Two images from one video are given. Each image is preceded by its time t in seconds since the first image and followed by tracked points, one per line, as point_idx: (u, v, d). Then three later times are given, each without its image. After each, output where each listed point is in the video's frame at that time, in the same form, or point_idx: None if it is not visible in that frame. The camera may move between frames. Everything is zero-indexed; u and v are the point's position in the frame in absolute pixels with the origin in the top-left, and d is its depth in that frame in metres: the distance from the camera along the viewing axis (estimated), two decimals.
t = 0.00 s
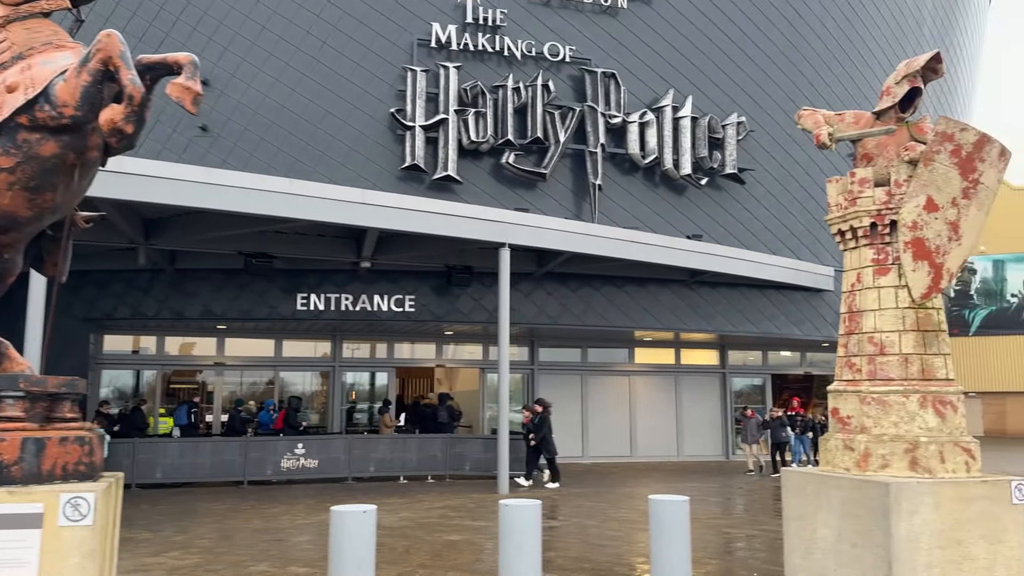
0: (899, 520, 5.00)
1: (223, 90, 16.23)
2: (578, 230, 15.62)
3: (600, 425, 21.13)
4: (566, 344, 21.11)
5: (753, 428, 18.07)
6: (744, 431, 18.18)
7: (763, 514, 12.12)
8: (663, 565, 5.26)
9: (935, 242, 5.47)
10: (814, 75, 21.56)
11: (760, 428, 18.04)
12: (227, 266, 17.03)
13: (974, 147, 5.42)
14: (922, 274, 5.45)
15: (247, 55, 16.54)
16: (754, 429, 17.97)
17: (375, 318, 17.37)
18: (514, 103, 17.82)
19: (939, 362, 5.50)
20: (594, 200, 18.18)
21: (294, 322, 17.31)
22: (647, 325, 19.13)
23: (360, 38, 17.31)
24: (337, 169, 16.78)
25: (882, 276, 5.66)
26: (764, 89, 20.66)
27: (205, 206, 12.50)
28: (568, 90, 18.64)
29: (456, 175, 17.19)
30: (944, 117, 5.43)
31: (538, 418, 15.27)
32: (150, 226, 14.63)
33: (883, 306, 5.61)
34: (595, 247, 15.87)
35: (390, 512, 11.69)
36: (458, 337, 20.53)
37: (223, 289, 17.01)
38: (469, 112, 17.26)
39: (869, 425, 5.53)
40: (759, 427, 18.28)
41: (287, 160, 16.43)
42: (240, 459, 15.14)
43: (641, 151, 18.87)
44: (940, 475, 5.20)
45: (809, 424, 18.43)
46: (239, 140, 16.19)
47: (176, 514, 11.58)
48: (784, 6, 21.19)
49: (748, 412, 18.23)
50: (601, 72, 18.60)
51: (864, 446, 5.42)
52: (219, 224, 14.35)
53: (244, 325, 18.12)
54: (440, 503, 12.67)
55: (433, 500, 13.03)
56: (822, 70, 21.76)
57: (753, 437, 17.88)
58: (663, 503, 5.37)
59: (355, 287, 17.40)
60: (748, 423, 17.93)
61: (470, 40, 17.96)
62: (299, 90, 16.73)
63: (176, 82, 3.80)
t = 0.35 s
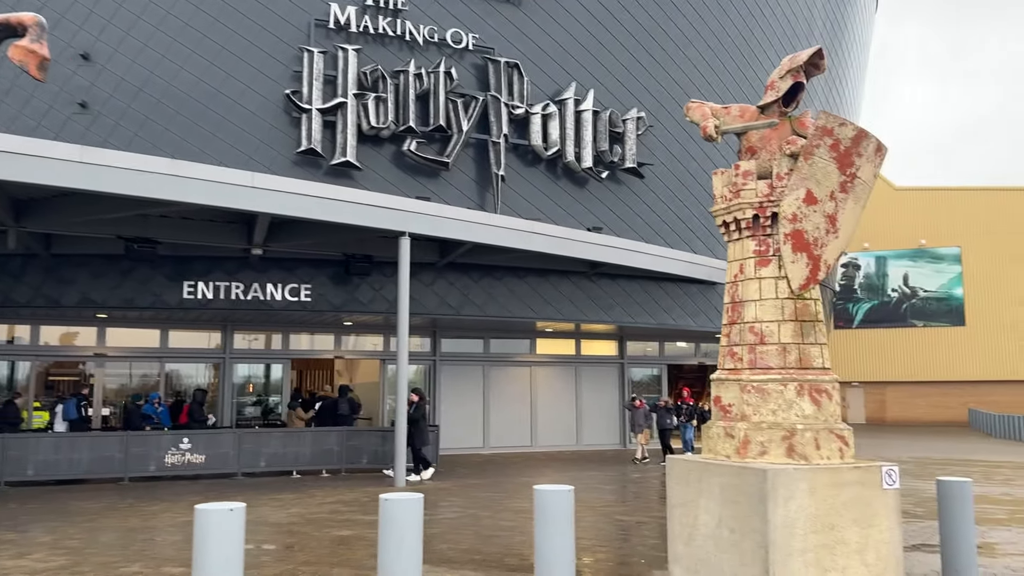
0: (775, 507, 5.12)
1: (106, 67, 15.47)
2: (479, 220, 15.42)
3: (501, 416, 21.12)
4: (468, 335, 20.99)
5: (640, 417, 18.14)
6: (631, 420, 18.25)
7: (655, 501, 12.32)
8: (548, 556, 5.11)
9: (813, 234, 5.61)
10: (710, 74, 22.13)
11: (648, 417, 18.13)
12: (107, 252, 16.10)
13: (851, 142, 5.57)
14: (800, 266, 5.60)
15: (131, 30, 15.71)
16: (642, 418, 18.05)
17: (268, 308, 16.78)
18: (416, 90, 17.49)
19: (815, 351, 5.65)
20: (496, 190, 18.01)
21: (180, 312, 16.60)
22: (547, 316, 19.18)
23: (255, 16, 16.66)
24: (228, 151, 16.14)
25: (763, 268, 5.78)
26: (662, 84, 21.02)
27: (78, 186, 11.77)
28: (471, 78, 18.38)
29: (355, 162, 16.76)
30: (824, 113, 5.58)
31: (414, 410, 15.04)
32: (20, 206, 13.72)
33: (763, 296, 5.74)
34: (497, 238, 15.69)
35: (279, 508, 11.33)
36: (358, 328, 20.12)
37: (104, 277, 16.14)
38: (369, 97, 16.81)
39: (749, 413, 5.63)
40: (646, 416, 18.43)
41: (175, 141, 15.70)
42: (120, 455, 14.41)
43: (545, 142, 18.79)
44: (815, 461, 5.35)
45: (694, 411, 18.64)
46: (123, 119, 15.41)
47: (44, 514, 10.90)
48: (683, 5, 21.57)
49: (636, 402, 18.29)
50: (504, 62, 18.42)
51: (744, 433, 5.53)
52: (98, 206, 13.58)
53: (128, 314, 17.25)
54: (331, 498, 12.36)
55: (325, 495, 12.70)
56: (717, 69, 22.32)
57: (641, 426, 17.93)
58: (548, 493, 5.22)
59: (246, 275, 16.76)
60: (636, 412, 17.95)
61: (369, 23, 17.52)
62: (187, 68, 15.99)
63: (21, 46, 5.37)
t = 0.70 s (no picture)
0: (697, 495, 5.07)
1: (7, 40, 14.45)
2: (406, 209, 15.09)
3: (429, 408, 20.84)
4: (395, 327, 20.66)
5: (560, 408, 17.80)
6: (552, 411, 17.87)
7: (581, 492, 12.30)
8: (465, 550, 4.92)
9: (737, 221, 5.63)
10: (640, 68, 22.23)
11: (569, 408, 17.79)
12: (11, 237, 15.26)
13: (774, 130, 5.61)
14: (725, 252, 5.59)
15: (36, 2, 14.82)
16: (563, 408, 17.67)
17: (184, 297, 16.19)
18: (341, 74, 17.04)
19: (738, 339, 5.64)
20: (425, 179, 17.68)
21: (90, 300, 15.81)
22: (475, 307, 18.92)
23: None
24: (142, 133, 15.44)
25: (687, 255, 5.72)
26: (591, 75, 21.04)
27: None
28: (399, 64, 17.98)
29: (277, 146, 16.29)
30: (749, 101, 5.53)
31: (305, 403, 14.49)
32: None
33: (688, 283, 5.68)
34: (425, 227, 15.37)
35: (192, 504, 10.89)
36: (280, 319, 19.59)
37: (6, 263, 15.24)
38: (292, 79, 16.38)
39: (672, 401, 5.57)
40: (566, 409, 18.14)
41: (84, 121, 14.92)
42: (23, 450, 13.68)
43: (474, 131, 18.54)
44: (737, 449, 5.33)
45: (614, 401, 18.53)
46: (27, 96, 14.53)
47: None
48: None
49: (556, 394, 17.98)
50: (433, 48, 18.07)
51: (667, 420, 5.47)
52: None
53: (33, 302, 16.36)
54: (250, 493, 11.96)
55: (243, 490, 12.29)
56: (647, 63, 22.44)
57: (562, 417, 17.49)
58: (468, 483, 5.06)
59: (161, 262, 16.14)
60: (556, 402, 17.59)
61: (293, 3, 16.91)
62: (98, 45, 15.19)
63: None
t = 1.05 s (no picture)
0: (624, 495, 4.98)
1: None
2: (334, 203, 14.69)
3: (358, 407, 20.43)
4: (324, 324, 20.19)
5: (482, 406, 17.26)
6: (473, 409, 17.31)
7: (510, 491, 12.18)
8: (384, 557, 4.71)
9: (667, 218, 5.54)
10: (572, 65, 22.20)
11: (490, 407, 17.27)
12: None
13: (704, 126, 5.53)
14: (655, 249, 5.51)
15: None
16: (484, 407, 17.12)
17: (97, 292, 15.47)
18: (267, 62, 16.52)
19: (666, 336, 5.58)
20: (355, 172, 17.28)
21: None
22: (407, 304, 18.53)
23: None
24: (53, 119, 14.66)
25: (617, 251, 5.63)
26: (524, 71, 20.91)
27: None
28: (328, 54, 17.50)
29: (198, 135, 15.70)
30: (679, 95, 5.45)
31: (207, 399, 13.74)
32: None
33: (618, 279, 5.59)
34: (353, 222, 14.98)
35: (102, 509, 10.37)
36: (202, 315, 18.92)
37: None
38: (215, 66, 15.80)
39: (601, 399, 5.47)
40: (487, 407, 17.62)
41: None
42: None
43: (406, 125, 18.16)
44: (665, 447, 5.26)
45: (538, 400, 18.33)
46: None
47: None
48: None
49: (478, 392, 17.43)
50: (363, 38, 17.62)
51: (596, 418, 5.37)
52: None
53: None
54: (166, 497, 11.47)
55: (158, 493, 11.78)
56: (579, 60, 22.42)
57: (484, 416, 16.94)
58: (389, 486, 4.80)
59: (73, 256, 15.37)
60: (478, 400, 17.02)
61: None
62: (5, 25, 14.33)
63: None
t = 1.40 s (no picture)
0: (569, 495, 4.86)
1: None
2: (285, 198, 14.41)
3: (312, 408, 20.09)
4: (277, 323, 19.83)
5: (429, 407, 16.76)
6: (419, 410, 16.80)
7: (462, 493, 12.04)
8: (317, 561, 4.53)
9: (615, 213, 5.45)
10: (531, 62, 22.06)
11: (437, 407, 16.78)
12: None
13: (652, 120, 5.46)
14: (602, 244, 5.41)
15: None
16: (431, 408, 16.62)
17: (38, 290, 14.95)
18: (217, 55, 16.14)
19: (613, 333, 5.48)
20: (308, 169, 16.96)
21: None
22: (362, 303, 18.22)
23: None
24: None
25: (564, 246, 5.51)
26: (482, 69, 20.74)
27: None
28: (281, 48, 17.15)
29: (145, 129, 15.28)
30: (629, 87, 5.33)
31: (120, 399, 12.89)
32: None
33: (564, 275, 5.47)
34: (306, 219, 14.69)
35: (37, 514, 9.98)
36: (150, 314, 18.43)
37: None
38: (163, 58, 15.38)
39: (546, 397, 5.35)
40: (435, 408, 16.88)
41: None
42: None
43: (361, 121, 17.89)
44: (611, 446, 5.16)
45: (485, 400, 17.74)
46: None
47: None
48: None
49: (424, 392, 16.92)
50: (317, 32, 17.31)
51: (541, 417, 5.24)
52: None
53: None
54: (106, 501, 11.10)
55: (98, 497, 11.41)
56: (538, 57, 22.27)
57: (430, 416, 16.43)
58: (322, 489, 4.63)
59: (12, 252, 14.82)
60: (424, 400, 16.52)
61: None
62: None
63: None
